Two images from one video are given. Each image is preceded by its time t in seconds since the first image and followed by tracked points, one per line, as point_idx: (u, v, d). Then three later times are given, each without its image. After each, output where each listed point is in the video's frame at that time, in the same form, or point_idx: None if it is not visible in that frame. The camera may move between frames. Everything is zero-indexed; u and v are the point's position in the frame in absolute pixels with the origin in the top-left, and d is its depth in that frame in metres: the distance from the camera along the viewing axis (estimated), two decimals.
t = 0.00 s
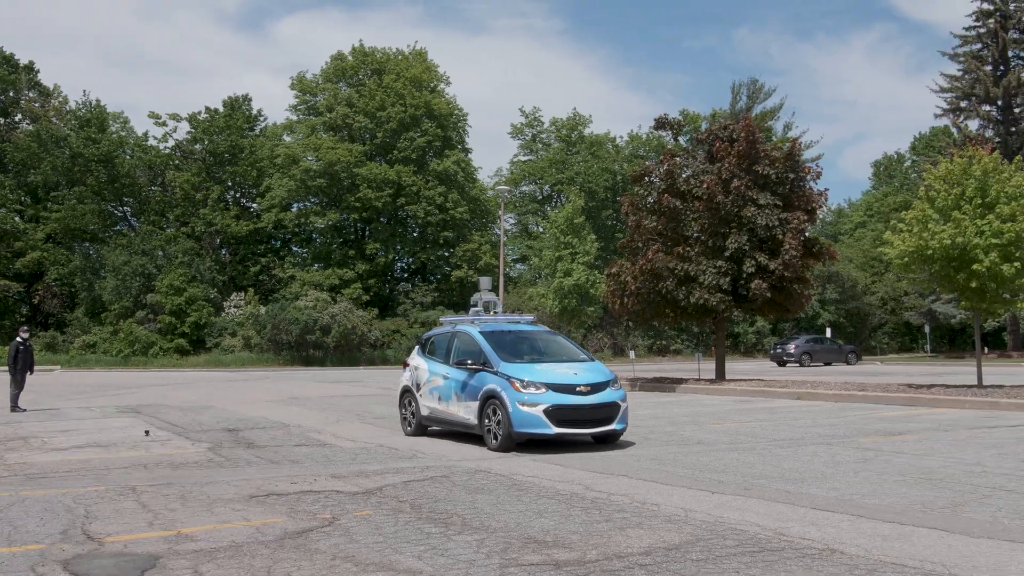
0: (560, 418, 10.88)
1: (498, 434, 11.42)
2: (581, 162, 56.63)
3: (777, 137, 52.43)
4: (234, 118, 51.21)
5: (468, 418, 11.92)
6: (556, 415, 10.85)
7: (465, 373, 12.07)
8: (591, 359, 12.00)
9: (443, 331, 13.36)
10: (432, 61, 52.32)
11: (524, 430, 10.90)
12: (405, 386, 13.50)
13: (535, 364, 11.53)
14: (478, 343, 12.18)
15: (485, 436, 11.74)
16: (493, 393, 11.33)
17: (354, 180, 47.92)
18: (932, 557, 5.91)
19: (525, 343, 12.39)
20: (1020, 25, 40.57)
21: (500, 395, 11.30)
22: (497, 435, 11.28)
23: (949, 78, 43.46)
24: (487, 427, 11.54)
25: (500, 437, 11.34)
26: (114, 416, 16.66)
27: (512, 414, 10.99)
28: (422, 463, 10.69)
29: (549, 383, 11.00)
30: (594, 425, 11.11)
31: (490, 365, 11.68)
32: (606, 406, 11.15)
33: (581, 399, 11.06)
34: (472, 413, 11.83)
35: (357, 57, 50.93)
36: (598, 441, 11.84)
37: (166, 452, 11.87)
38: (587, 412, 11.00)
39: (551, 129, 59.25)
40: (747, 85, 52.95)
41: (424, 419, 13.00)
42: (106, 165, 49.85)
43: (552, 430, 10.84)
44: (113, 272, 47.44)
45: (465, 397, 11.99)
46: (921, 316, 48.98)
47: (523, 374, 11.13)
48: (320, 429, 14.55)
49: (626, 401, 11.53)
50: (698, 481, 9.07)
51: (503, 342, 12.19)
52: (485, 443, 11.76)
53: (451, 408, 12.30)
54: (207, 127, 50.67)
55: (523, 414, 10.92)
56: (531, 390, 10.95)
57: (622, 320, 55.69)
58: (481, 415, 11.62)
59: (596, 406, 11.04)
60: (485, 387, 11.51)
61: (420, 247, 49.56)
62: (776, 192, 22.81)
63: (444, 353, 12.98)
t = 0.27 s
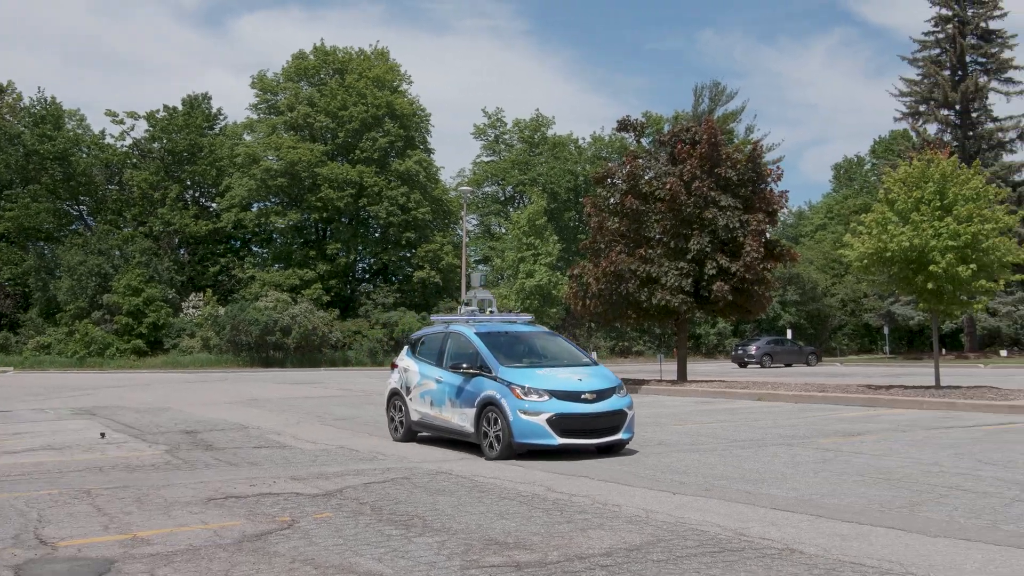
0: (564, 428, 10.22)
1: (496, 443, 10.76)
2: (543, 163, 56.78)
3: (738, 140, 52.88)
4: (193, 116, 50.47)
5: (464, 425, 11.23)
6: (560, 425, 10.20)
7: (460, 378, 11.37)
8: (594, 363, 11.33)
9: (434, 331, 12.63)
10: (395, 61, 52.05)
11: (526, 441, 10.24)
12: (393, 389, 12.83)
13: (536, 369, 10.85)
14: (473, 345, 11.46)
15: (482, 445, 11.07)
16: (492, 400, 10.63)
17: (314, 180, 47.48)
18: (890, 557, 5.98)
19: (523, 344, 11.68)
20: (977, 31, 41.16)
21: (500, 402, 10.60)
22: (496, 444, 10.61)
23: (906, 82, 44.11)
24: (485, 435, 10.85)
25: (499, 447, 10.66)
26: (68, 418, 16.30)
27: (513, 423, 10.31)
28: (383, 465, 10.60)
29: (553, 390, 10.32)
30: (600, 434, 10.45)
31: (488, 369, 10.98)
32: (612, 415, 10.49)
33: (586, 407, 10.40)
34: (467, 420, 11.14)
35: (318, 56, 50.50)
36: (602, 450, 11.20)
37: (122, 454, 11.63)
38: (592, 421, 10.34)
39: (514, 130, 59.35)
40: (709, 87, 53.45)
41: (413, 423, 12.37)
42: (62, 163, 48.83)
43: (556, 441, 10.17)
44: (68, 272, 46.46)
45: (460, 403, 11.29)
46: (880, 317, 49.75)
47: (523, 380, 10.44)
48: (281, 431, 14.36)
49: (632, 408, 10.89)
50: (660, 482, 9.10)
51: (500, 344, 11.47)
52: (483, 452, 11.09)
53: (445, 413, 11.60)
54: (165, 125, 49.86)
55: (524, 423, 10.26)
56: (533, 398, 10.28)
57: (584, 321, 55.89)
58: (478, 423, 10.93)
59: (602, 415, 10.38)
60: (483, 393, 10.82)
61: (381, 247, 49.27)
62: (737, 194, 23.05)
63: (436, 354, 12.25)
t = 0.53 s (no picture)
0: (573, 430, 9.60)
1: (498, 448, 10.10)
2: (500, 164, 56.85)
3: (695, 143, 53.34)
4: (146, 114, 49.52)
5: (461, 429, 10.56)
6: (568, 427, 9.57)
7: (458, 378, 10.71)
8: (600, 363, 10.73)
9: (426, 330, 11.95)
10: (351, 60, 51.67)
11: (532, 445, 9.61)
12: (382, 393, 12.07)
13: (541, 368, 10.23)
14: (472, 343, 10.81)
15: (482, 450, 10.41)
16: (495, 401, 9.97)
17: (270, 179, 46.93)
18: (843, 556, 6.06)
19: (523, 343, 11.05)
20: (930, 37, 41.81)
21: (503, 403, 9.96)
22: (498, 449, 9.95)
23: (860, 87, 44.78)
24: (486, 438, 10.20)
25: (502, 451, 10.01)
26: (13, 421, 15.86)
27: (518, 425, 9.68)
28: (338, 467, 10.47)
29: (561, 389, 9.71)
30: (610, 437, 9.85)
31: (489, 367, 10.35)
32: (622, 417, 9.89)
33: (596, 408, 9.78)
34: (466, 423, 10.47)
35: (273, 55, 49.90)
36: (609, 455, 10.59)
37: (70, 457, 11.32)
38: (602, 423, 9.73)
39: (472, 131, 59.30)
40: (666, 90, 53.93)
41: (403, 429, 11.58)
42: (8, 160, 47.57)
43: (565, 444, 9.55)
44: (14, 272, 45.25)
45: (458, 405, 10.63)
46: (834, 319, 50.54)
47: (528, 379, 9.83)
48: (234, 433, 14.12)
49: (642, 411, 10.30)
50: (616, 484, 9.12)
51: (500, 342, 10.84)
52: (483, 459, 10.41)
53: (440, 417, 10.91)
54: (116, 123, 48.81)
55: (530, 425, 9.63)
56: (540, 398, 9.65)
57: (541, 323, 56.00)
58: (479, 426, 10.27)
59: (612, 416, 9.77)
60: (485, 394, 10.17)
61: (337, 248, 48.83)
62: (694, 196, 23.26)
63: (429, 355, 11.57)
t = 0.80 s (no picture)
0: (583, 439, 8.91)
1: (499, 459, 9.38)
2: (450, 164, 56.73)
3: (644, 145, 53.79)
4: (88, 111, 48.28)
5: (457, 438, 9.81)
6: (577, 436, 8.88)
7: (452, 384, 9.96)
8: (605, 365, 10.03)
9: (412, 330, 11.14)
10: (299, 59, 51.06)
11: (538, 456, 8.91)
12: (366, 399, 11.23)
13: (543, 372, 9.51)
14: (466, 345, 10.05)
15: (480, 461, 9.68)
16: (495, 409, 9.25)
17: (216, 178, 46.11)
18: (789, 556, 6.14)
19: (521, 344, 10.29)
20: (877, 43, 42.52)
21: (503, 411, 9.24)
22: (500, 461, 9.24)
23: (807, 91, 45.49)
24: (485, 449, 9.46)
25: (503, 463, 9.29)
26: None
27: (522, 435, 8.97)
28: (283, 470, 10.31)
29: (568, 396, 9.01)
30: (619, 447, 9.17)
31: (487, 372, 9.61)
32: (632, 423, 9.22)
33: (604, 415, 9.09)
34: (461, 432, 9.73)
35: (220, 52, 49.04)
36: (614, 464, 9.90)
37: (5, 462, 10.94)
38: (613, 432, 9.05)
39: (422, 132, 59.02)
40: (617, 92, 54.32)
41: (391, 439, 10.78)
42: None
43: (573, 455, 8.86)
44: None
45: (452, 413, 9.87)
46: (782, 322, 51.43)
47: (530, 385, 9.13)
48: (177, 436, 13.80)
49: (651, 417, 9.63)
50: (563, 486, 9.14)
51: (496, 344, 10.09)
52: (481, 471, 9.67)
53: (432, 425, 10.15)
54: (56, 119, 47.44)
55: (535, 434, 8.92)
56: (545, 405, 8.95)
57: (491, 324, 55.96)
58: (477, 435, 9.54)
59: (622, 423, 9.10)
60: (482, 402, 9.44)
61: (285, 248, 48.18)
62: (644, 198, 23.47)
63: (417, 357, 10.77)
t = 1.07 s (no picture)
0: (599, 447, 8.21)
1: (505, 469, 8.63)
2: (393, 165, 56.31)
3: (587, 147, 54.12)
4: (18, 105, 46.65)
5: (455, 447, 9.04)
6: (591, 445, 8.18)
7: (449, 388, 9.18)
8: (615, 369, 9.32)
9: (401, 331, 10.32)
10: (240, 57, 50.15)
11: (550, 465, 8.18)
12: (350, 403, 10.44)
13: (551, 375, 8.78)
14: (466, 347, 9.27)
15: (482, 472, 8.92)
16: (501, 415, 8.50)
17: (153, 177, 44.96)
18: (728, 556, 6.21)
19: (523, 345, 9.52)
20: (817, 49, 43.33)
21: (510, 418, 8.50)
22: (507, 472, 8.49)
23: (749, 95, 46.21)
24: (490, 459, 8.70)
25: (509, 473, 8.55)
26: None
27: (532, 443, 8.24)
28: (222, 473, 10.06)
29: (581, 400, 8.31)
30: (635, 456, 8.48)
31: (490, 374, 8.86)
32: (649, 431, 8.53)
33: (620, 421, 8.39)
34: (462, 441, 8.96)
35: (157, 49, 47.88)
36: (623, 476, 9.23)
37: None
38: (629, 439, 8.36)
39: (365, 131, 58.45)
40: (561, 94, 54.55)
41: (377, 447, 10.06)
42: None
43: (588, 465, 8.15)
44: None
45: (450, 420, 9.09)
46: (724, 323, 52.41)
47: (540, 389, 8.40)
48: (109, 439, 13.41)
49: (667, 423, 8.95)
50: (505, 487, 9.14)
51: (497, 345, 9.33)
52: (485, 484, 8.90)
53: (427, 433, 9.36)
54: None
55: (546, 443, 8.21)
56: (558, 411, 8.23)
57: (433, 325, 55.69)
58: (480, 444, 8.77)
59: (638, 431, 8.40)
60: (486, 408, 8.69)
61: (224, 249, 47.25)
62: (586, 200, 23.60)
63: (408, 360, 9.96)
